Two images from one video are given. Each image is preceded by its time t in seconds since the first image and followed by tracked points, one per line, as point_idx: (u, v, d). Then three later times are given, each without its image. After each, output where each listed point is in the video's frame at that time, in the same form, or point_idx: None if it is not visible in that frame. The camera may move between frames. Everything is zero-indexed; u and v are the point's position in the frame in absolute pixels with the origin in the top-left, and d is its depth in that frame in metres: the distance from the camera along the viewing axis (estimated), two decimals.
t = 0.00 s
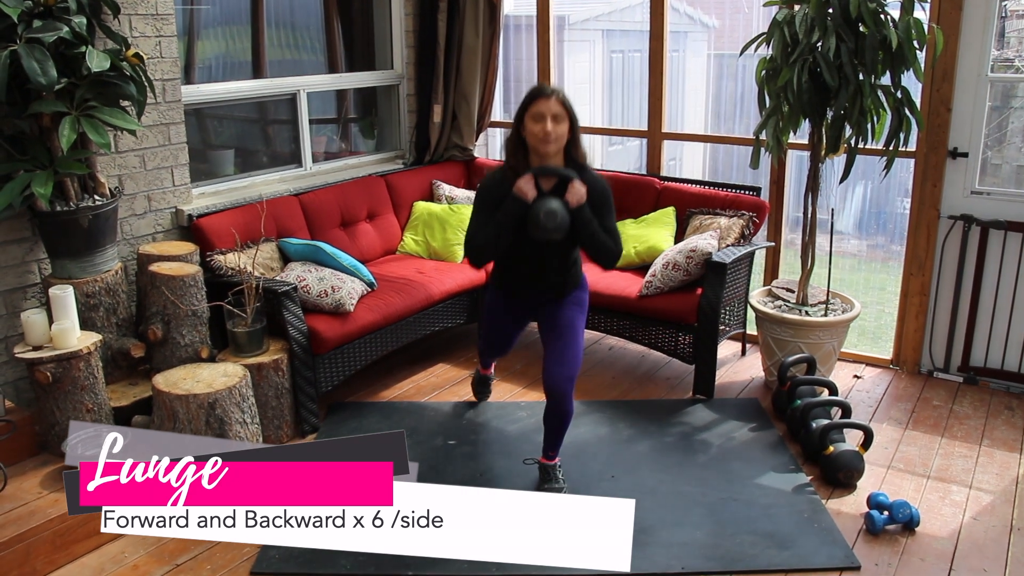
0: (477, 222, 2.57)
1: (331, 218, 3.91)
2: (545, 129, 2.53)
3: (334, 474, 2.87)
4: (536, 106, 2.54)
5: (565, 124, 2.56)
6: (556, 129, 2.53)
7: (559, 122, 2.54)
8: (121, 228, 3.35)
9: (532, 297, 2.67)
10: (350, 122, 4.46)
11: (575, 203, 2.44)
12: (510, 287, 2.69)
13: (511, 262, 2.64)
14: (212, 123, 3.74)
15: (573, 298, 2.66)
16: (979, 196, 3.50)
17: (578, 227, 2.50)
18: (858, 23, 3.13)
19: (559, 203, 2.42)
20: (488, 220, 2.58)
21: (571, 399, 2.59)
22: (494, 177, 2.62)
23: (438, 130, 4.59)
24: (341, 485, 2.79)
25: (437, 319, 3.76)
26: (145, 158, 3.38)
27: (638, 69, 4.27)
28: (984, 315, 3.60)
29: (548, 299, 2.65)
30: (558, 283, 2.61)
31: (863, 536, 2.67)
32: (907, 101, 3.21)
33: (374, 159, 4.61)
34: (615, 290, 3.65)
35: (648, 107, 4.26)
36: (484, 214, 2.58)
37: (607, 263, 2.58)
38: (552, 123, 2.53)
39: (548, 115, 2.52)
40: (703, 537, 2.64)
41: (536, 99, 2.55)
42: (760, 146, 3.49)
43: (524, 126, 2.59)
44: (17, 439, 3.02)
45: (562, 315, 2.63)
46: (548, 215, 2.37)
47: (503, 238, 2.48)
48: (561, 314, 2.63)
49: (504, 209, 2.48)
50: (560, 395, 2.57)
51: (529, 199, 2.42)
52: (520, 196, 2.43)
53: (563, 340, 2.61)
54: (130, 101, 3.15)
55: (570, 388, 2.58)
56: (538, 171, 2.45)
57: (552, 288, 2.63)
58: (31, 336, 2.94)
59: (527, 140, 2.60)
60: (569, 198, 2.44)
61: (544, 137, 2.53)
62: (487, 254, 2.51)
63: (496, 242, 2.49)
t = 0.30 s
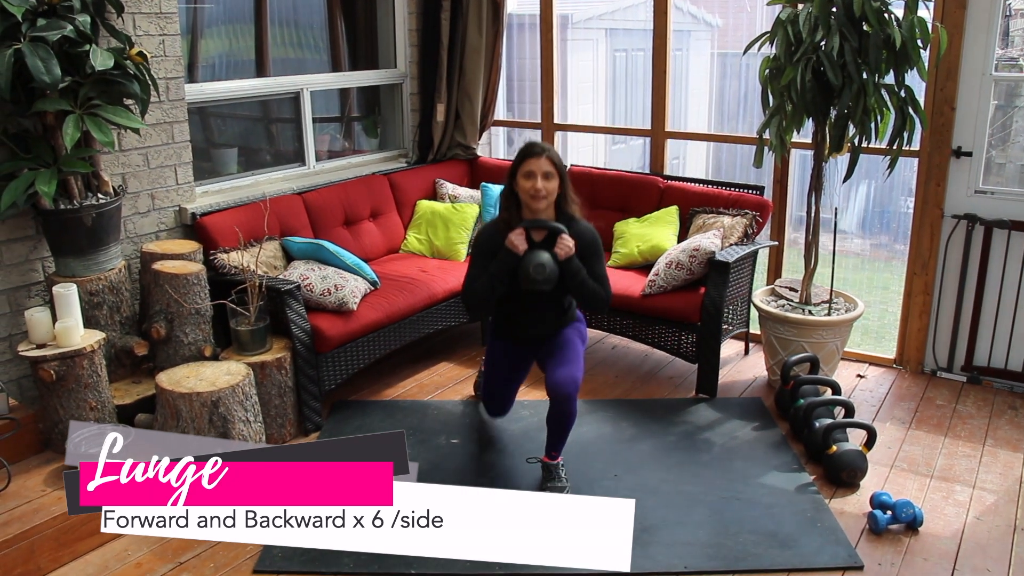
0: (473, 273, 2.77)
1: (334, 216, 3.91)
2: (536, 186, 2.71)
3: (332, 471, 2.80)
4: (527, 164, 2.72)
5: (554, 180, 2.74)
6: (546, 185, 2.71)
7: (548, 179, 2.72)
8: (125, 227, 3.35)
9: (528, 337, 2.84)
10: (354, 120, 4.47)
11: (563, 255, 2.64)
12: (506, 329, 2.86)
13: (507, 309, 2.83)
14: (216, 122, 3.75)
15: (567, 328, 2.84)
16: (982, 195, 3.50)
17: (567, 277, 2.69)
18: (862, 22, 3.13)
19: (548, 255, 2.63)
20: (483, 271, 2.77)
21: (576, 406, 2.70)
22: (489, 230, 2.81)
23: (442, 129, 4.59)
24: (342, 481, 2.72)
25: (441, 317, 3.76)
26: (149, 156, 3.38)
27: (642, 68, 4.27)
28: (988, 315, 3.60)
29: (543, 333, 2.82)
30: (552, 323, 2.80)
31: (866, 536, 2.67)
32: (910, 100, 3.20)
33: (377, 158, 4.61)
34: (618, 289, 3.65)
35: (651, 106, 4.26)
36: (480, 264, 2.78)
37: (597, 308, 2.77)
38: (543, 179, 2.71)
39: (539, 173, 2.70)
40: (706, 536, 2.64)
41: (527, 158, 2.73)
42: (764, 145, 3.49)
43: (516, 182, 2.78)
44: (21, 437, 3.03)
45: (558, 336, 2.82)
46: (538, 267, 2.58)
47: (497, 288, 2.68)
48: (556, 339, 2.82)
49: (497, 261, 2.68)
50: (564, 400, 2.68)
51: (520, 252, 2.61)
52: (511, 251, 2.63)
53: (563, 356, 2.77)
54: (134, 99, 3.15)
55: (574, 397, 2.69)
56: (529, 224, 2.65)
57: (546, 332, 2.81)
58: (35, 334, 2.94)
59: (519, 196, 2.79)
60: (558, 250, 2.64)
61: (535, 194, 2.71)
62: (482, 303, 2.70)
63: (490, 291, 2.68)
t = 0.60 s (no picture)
0: (475, 287, 2.81)
1: (338, 216, 3.92)
2: (539, 201, 2.73)
3: (331, 471, 2.80)
4: (530, 178, 2.75)
5: (557, 194, 2.76)
6: (549, 200, 2.74)
7: (551, 194, 2.75)
8: (129, 226, 3.36)
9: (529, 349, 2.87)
10: (358, 120, 4.47)
11: (565, 269, 2.68)
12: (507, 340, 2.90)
13: (508, 322, 2.86)
14: (219, 121, 3.75)
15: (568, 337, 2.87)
16: (987, 195, 3.49)
17: (568, 291, 2.72)
18: (867, 22, 3.13)
19: (550, 269, 2.66)
20: (485, 285, 2.81)
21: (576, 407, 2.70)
22: (491, 244, 2.84)
23: (446, 128, 4.59)
24: (340, 482, 2.72)
25: (444, 317, 3.76)
26: (153, 156, 3.39)
27: (645, 67, 4.27)
28: (992, 315, 3.59)
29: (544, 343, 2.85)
30: (552, 335, 2.83)
31: (869, 536, 2.67)
32: (915, 100, 3.20)
33: (381, 157, 4.61)
34: (622, 288, 3.65)
35: (655, 105, 4.26)
36: (482, 277, 2.81)
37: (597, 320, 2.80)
38: (545, 194, 2.73)
39: (542, 188, 2.72)
40: (709, 536, 2.64)
41: (529, 173, 2.75)
42: (767, 144, 3.49)
43: (519, 196, 2.81)
44: (26, 435, 3.04)
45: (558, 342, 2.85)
46: (540, 280, 2.62)
47: (499, 301, 2.72)
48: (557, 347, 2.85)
49: (500, 274, 2.72)
50: (565, 399, 2.68)
51: (523, 266, 2.66)
52: (514, 264, 2.67)
53: (564, 360, 2.78)
54: (138, 99, 3.16)
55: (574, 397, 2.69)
56: (532, 239, 2.69)
57: (547, 344, 2.84)
58: (40, 333, 2.93)
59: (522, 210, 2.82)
60: (560, 264, 2.67)
61: (537, 208, 2.74)
62: (484, 315, 2.74)
63: (492, 304, 2.73)
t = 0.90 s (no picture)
0: (483, 248, 2.66)
1: (343, 216, 3.92)
2: (551, 155, 2.58)
3: (331, 472, 2.82)
4: (542, 133, 2.59)
5: (570, 149, 2.61)
6: (562, 155, 2.58)
7: (564, 148, 2.59)
8: (135, 226, 3.37)
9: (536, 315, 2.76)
10: (363, 120, 4.48)
11: (579, 229, 2.52)
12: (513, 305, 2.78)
13: (517, 284, 2.72)
14: (225, 121, 3.76)
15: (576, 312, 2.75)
16: (992, 195, 3.49)
17: (582, 252, 2.57)
18: (872, 22, 3.13)
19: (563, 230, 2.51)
20: (495, 246, 2.65)
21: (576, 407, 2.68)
22: (501, 202, 2.69)
23: (450, 128, 4.60)
24: (338, 482, 2.73)
25: (449, 317, 3.77)
26: (159, 156, 3.39)
27: (650, 68, 4.27)
28: (997, 315, 3.59)
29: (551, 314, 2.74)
30: (562, 301, 2.70)
31: (874, 537, 2.66)
32: (920, 101, 3.20)
33: (386, 157, 4.62)
34: (626, 289, 3.65)
35: (660, 106, 4.26)
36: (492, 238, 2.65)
37: (610, 283, 2.67)
38: (558, 149, 2.58)
39: (554, 142, 2.57)
40: (713, 537, 2.63)
41: (542, 127, 2.60)
42: (772, 145, 3.49)
43: (530, 152, 2.65)
44: (32, 434, 3.05)
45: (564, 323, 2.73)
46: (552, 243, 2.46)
47: (509, 264, 2.57)
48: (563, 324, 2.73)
49: (510, 235, 2.56)
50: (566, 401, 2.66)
51: (535, 227, 2.50)
52: (525, 224, 2.51)
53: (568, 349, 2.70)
54: (144, 99, 3.17)
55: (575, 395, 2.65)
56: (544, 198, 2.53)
57: (557, 308, 2.72)
58: (46, 332, 2.94)
59: (533, 166, 2.66)
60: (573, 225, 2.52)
61: (550, 163, 2.58)
62: (493, 278, 2.60)
63: (502, 266, 2.58)
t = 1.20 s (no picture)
0: (494, 186, 2.46)
1: (346, 216, 3.92)
2: (568, 90, 2.43)
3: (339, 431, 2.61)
4: (558, 66, 2.44)
5: (588, 84, 2.46)
6: (579, 90, 2.44)
7: (582, 83, 2.44)
8: (139, 226, 3.37)
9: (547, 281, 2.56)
10: (367, 120, 4.48)
11: (596, 164, 2.36)
12: (520, 271, 2.57)
13: (529, 233, 2.52)
14: (229, 121, 3.76)
15: (588, 281, 2.56)
16: (996, 196, 3.48)
17: (599, 192, 2.40)
18: (876, 23, 3.12)
19: (580, 164, 2.34)
20: (506, 185, 2.46)
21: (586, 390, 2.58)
22: (515, 142, 2.51)
23: (454, 129, 4.60)
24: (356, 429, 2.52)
25: (452, 317, 3.77)
26: (163, 156, 3.40)
27: (654, 68, 4.27)
28: (1001, 316, 3.58)
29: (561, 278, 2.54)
30: (574, 256, 2.50)
31: (878, 538, 2.66)
32: (924, 101, 3.19)
33: (389, 158, 4.62)
34: (630, 289, 3.65)
35: (664, 106, 4.26)
36: (504, 175, 2.47)
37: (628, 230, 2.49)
38: (575, 83, 2.43)
39: (571, 75, 2.42)
40: (716, 537, 2.63)
41: (558, 60, 2.45)
42: (776, 145, 3.48)
43: (546, 88, 2.51)
44: (36, 434, 2.94)
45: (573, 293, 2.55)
46: (567, 175, 2.28)
47: (521, 202, 2.37)
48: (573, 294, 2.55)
49: (524, 170, 2.38)
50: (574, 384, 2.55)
51: (550, 160, 2.34)
52: (540, 158, 2.35)
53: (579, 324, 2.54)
54: (148, 99, 3.17)
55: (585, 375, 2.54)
56: (560, 132, 2.39)
57: (570, 261, 2.51)
58: (50, 332, 2.88)
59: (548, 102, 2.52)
60: (590, 159, 2.36)
61: (566, 98, 2.43)
62: (504, 218, 2.40)
63: (513, 205, 2.38)
